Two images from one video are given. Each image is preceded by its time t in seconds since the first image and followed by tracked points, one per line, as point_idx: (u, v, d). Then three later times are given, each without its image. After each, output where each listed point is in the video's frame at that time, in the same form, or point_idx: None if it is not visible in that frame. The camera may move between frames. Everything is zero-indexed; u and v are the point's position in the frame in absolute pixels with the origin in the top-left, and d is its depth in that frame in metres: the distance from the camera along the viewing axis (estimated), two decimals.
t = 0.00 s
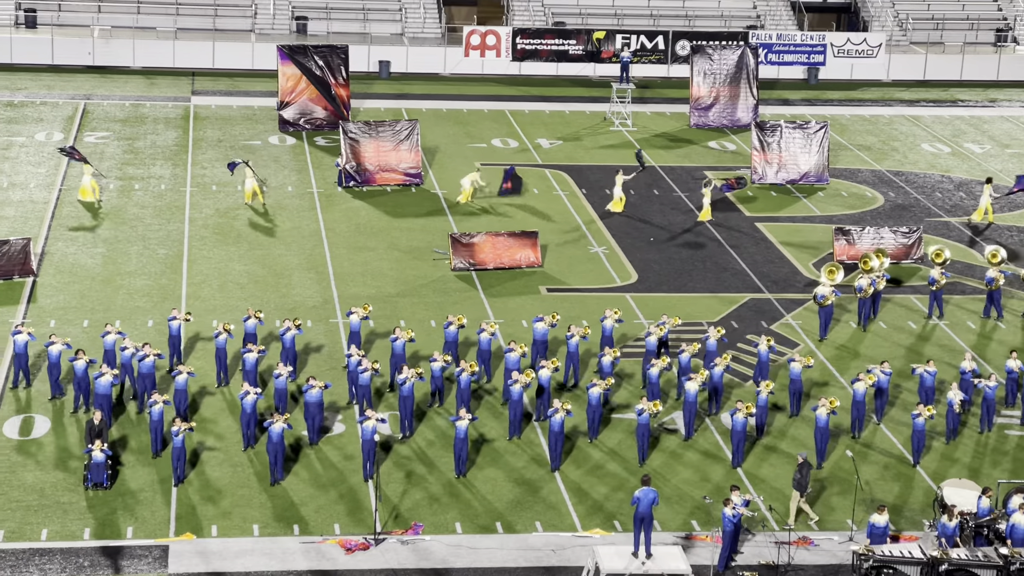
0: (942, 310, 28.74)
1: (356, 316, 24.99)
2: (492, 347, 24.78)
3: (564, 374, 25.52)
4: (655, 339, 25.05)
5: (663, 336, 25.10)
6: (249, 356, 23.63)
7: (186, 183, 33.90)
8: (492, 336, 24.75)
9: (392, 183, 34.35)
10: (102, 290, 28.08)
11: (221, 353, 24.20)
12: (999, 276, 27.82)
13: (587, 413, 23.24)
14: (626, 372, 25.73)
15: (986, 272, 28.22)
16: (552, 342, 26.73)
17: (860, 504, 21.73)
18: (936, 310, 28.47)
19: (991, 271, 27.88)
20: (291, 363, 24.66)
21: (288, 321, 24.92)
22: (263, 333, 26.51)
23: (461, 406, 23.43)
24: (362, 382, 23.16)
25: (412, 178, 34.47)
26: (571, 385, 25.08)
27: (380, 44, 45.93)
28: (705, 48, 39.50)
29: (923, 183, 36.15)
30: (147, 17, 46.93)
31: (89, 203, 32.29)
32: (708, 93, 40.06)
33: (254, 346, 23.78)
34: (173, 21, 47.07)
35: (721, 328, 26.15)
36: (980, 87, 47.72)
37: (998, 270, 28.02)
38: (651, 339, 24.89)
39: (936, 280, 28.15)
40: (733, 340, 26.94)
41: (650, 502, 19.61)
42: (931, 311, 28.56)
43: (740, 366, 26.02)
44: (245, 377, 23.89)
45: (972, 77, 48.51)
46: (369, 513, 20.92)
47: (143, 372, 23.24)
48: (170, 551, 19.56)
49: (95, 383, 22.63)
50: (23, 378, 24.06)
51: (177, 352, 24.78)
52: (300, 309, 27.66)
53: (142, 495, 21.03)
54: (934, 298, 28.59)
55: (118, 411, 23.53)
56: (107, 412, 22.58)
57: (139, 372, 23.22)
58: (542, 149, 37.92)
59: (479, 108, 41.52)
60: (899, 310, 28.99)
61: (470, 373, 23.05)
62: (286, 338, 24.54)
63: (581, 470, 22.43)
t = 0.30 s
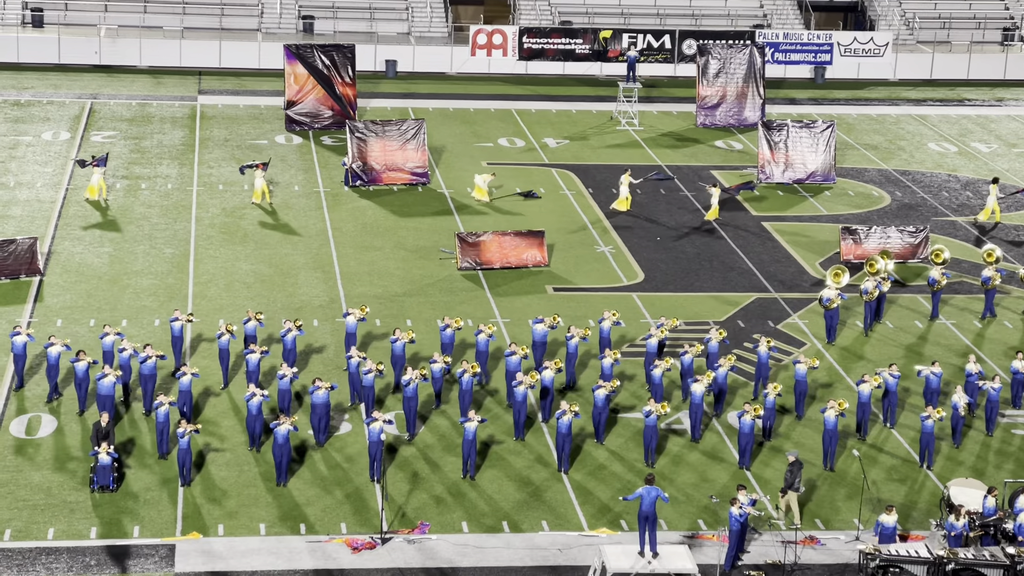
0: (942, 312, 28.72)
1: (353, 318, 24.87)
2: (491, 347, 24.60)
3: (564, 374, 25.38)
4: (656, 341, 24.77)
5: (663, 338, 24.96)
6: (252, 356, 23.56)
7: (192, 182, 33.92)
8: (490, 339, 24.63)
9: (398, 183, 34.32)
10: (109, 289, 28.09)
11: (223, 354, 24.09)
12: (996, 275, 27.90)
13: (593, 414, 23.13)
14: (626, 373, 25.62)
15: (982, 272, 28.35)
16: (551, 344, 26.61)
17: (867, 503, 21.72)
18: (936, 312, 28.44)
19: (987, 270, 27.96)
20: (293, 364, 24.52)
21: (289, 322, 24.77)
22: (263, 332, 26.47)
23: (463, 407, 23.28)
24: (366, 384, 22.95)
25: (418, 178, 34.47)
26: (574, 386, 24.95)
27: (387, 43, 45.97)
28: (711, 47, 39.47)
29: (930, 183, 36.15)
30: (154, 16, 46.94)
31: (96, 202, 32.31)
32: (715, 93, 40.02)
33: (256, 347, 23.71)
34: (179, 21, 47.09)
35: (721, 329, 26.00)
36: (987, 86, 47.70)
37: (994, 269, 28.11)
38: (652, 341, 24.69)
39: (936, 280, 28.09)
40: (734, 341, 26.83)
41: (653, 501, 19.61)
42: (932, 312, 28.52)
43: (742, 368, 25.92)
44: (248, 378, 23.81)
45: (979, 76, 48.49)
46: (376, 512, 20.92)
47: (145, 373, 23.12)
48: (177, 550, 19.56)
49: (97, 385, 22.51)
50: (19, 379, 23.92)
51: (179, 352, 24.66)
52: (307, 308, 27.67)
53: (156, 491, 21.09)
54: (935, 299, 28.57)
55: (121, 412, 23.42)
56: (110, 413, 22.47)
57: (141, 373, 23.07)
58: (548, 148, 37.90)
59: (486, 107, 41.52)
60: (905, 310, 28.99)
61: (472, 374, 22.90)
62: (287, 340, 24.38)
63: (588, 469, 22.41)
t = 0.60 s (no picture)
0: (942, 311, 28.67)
1: (352, 318, 24.81)
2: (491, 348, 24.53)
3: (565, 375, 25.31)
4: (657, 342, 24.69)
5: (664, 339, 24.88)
6: (253, 357, 23.53)
7: (197, 181, 33.95)
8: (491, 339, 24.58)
9: (403, 181, 34.39)
10: (115, 288, 28.10)
11: (225, 354, 24.06)
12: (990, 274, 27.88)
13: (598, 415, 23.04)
14: (625, 373, 25.57)
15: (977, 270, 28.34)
16: (552, 344, 26.56)
17: (872, 502, 21.71)
18: (935, 311, 28.36)
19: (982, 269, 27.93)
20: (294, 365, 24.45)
21: (290, 323, 24.70)
22: (264, 331, 26.44)
23: (464, 408, 23.22)
24: (370, 385, 22.84)
25: (423, 177, 34.52)
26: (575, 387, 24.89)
27: (391, 42, 46.01)
28: (716, 46, 39.52)
29: (935, 181, 36.13)
30: (159, 15, 46.95)
31: (102, 201, 32.33)
32: (720, 91, 40.05)
33: (258, 347, 23.67)
34: (184, 20, 47.11)
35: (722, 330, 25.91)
36: (993, 84, 47.65)
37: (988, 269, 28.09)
38: (652, 342, 24.59)
39: (936, 280, 27.94)
40: (736, 341, 26.78)
41: (658, 499, 19.58)
42: (930, 310, 28.48)
43: (745, 369, 25.86)
44: (250, 379, 23.72)
45: (984, 74, 48.45)
46: (382, 510, 20.93)
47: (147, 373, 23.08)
48: (182, 549, 19.57)
49: (99, 386, 22.46)
50: (18, 380, 23.85)
51: (180, 352, 24.62)
52: (312, 306, 27.68)
53: (161, 491, 21.09)
54: (933, 297, 28.51)
55: (123, 412, 23.37)
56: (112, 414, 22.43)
57: (143, 374, 23.00)
58: (553, 147, 37.90)
59: (490, 106, 41.53)
60: (911, 309, 28.95)
61: (474, 375, 22.84)
62: (288, 340, 24.32)
63: (593, 467, 22.40)
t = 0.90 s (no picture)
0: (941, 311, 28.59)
1: (351, 318, 24.81)
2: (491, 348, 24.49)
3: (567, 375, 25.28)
4: (658, 344, 24.64)
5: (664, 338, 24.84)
6: (255, 356, 23.53)
7: (201, 180, 33.97)
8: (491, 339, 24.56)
9: (407, 180, 34.41)
10: (119, 287, 28.12)
11: (227, 353, 24.05)
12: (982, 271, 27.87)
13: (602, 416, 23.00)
14: (627, 373, 25.55)
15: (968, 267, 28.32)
16: (552, 343, 26.53)
17: (876, 502, 21.69)
18: (933, 310, 28.33)
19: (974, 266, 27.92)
20: (296, 364, 24.43)
21: (292, 323, 24.67)
22: (269, 330, 26.45)
23: (466, 409, 23.19)
24: (373, 385, 22.81)
25: (427, 176, 34.56)
26: (577, 388, 24.87)
27: (396, 41, 46.08)
28: (721, 45, 39.52)
29: (940, 180, 36.12)
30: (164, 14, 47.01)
31: (106, 200, 32.37)
32: (724, 90, 39.99)
33: (259, 346, 23.66)
34: (188, 19, 47.17)
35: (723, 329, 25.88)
36: (998, 83, 47.62)
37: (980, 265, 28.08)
38: (653, 343, 24.55)
39: (934, 278, 27.86)
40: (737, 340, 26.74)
41: (663, 498, 19.56)
42: (929, 310, 28.42)
43: (746, 368, 25.83)
44: (251, 379, 23.70)
45: (989, 72, 48.41)
46: (386, 509, 20.94)
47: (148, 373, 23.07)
48: (187, 547, 19.58)
49: (100, 386, 22.44)
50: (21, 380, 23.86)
51: (186, 351, 24.61)
52: (316, 305, 27.70)
53: (165, 490, 21.11)
54: (931, 297, 28.45)
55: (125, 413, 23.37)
56: (114, 414, 22.41)
57: (143, 373, 22.99)
58: (557, 146, 37.90)
59: (495, 105, 41.55)
60: (916, 307, 28.93)
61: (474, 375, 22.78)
62: (290, 340, 24.28)
63: (597, 466, 22.41)
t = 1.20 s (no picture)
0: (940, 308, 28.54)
1: (358, 317, 24.73)
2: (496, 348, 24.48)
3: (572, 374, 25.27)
4: (662, 343, 24.61)
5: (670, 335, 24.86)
6: (259, 356, 23.56)
7: (205, 179, 33.99)
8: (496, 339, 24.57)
9: (411, 179, 34.41)
10: (123, 286, 28.13)
11: (232, 353, 24.07)
12: (973, 266, 27.93)
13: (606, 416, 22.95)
14: (631, 371, 25.55)
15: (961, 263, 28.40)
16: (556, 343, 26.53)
17: (881, 501, 21.66)
18: (933, 308, 28.29)
19: (965, 263, 27.99)
20: (299, 364, 24.43)
21: (297, 323, 24.64)
22: (275, 330, 26.49)
23: (468, 410, 23.17)
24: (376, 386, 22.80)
25: (430, 174, 34.55)
26: (581, 387, 24.85)
27: (399, 40, 46.10)
28: (724, 43, 39.52)
29: (944, 178, 36.08)
30: (167, 14, 47.02)
31: (111, 199, 32.40)
32: (727, 88, 39.96)
33: (263, 346, 23.67)
34: (192, 18, 47.19)
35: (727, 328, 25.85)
36: (1002, 81, 47.55)
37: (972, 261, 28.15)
38: (657, 342, 24.51)
39: (934, 276, 27.95)
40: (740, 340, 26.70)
41: (669, 497, 19.55)
42: (929, 308, 28.37)
43: (750, 368, 25.79)
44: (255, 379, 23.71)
45: (993, 71, 48.32)
46: (389, 509, 20.95)
47: (152, 373, 23.08)
48: (191, 546, 19.60)
49: (103, 386, 22.41)
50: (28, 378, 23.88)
51: (194, 350, 24.62)
52: (320, 304, 27.70)
53: (169, 489, 21.12)
54: (931, 296, 28.40)
55: (129, 412, 23.37)
56: (116, 415, 22.39)
57: (146, 373, 23.04)
58: (561, 145, 37.88)
59: (498, 103, 41.55)
60: (920, 306, 28.91)
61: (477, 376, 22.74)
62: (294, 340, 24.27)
63: (602, 465, 22.44)
